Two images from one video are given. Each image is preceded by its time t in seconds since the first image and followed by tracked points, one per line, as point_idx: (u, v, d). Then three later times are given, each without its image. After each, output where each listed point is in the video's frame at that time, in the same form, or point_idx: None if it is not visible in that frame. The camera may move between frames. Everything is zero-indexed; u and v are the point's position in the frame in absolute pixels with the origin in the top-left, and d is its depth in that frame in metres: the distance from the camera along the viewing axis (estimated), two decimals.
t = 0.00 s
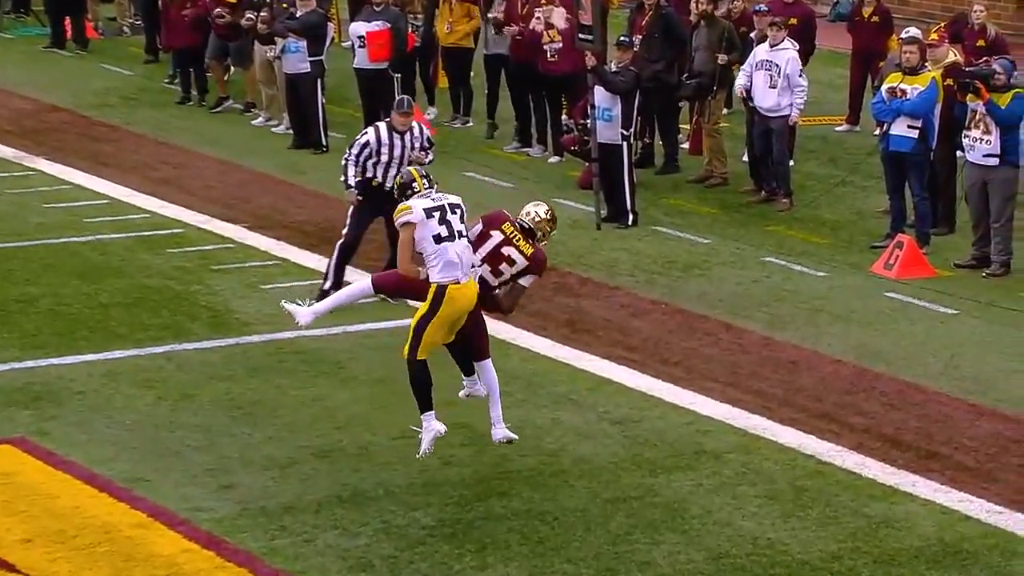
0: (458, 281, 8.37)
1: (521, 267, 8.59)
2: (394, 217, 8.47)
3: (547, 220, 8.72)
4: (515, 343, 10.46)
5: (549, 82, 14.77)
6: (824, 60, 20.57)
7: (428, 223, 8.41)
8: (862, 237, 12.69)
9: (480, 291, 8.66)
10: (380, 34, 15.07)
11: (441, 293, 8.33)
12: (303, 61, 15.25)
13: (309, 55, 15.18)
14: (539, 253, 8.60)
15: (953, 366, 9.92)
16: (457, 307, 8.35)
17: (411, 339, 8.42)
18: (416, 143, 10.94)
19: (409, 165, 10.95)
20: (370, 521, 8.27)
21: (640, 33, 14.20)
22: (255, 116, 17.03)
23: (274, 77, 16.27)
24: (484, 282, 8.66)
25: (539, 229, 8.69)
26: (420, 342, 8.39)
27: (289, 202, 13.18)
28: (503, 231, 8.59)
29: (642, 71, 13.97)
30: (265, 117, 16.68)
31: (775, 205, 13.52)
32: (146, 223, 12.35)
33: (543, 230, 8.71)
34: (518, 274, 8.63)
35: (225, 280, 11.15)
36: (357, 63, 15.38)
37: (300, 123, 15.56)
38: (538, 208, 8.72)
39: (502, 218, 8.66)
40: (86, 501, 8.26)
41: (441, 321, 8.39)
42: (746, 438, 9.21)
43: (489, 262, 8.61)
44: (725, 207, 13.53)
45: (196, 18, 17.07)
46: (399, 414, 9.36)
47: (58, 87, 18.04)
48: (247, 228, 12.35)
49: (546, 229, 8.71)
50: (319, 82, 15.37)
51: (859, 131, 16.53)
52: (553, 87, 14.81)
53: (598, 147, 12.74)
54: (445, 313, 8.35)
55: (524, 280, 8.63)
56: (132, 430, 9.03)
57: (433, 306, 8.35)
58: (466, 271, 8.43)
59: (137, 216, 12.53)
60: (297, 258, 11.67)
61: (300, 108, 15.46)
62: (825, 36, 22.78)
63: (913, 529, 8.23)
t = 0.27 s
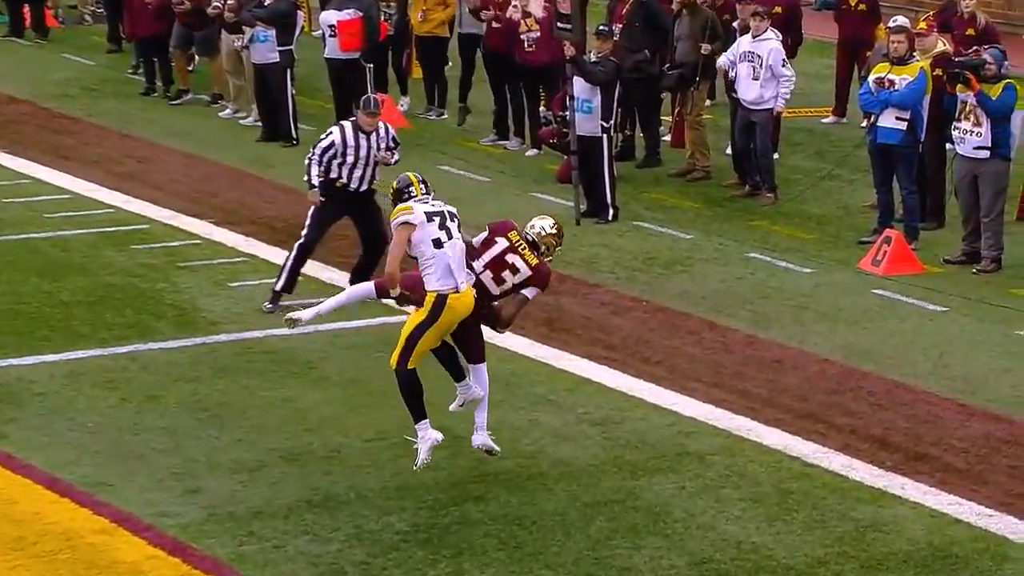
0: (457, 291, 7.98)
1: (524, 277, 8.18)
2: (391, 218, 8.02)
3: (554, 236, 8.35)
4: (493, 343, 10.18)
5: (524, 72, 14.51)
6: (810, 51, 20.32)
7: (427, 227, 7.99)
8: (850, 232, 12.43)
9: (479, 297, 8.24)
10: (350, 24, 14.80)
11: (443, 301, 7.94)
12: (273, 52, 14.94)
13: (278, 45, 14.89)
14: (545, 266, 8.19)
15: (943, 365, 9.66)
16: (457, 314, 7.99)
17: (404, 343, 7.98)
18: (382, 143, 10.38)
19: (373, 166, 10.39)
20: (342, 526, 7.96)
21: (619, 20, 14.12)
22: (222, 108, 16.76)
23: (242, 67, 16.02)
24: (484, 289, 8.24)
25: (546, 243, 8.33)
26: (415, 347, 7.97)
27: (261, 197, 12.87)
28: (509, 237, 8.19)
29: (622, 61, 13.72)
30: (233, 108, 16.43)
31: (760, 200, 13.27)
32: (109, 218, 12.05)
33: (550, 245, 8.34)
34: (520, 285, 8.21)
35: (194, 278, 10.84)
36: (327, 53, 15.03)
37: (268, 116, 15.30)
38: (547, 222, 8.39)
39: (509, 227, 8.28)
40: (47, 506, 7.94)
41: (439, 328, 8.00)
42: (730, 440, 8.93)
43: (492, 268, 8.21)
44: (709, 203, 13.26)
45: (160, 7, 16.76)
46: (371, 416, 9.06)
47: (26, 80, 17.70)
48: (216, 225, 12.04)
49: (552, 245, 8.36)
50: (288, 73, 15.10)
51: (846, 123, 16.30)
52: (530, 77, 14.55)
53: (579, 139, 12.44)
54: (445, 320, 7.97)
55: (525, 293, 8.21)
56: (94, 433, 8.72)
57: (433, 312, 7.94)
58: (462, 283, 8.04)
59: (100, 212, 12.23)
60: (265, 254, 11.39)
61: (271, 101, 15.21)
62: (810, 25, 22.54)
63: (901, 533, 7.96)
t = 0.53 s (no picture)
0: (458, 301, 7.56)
1: (525, 288, 7.60)
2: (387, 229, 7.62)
3: (565, 251, 7.72)
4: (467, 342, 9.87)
5: (500, 62, 14.20)
6: (795, 41, 20.05)
7: (423, 239, 7.60)
8: (837, 227, 12.15)
9: (478, 307, 7.72)
10: (320, 11, 14.55)
11: (438, 315, 7.50)
12: (240, 40, 14.75)
13: (246, 32, 14.69)
14: (547, 279, 7.62)
15: (933, 364, 9.38)
16: (451, 328, 7.55)
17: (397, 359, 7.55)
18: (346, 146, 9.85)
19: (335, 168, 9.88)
20: (312, 532, 7.64)
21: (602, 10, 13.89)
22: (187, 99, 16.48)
23: (208, 56, 15.78)
24: (484, 297, 7.70)
25: (554, 258, 7.68)
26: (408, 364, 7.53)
27: (230, 190, 12.56)
28: (514, 246, 7.65)
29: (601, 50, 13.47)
30: (198, 98, 16.17)
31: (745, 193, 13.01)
32: (70, 213, 11.73)
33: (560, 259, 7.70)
34: (521, 297, 7.63)
35: (159, 275, 10.52)
36: (296, 40, 14.77)
37: (235, 108, 15.02)
38: (557, 235, 7.73)
39: (516, 238, 7.74)
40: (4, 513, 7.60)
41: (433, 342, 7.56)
42: (714, 441, 8.64)
43: (492, 276, 7.67)
44: (691, 195, 13.02)
45: None
46: (342, 417, 8.74)
47: None
48: (181, 220, 11.73)
49: (560, 261, 7.70)
50: (256, 61, 14.81)
51: (833, 114, 16.03)
52: (505, 67, 14.24)
53: (557, 131, 12.15)
54: (439, 334, 7.53)
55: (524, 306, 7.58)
56: (53, 436, 8.40)
57: (427, 326, 7.50)
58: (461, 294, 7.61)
59: (59, 206, 11.90)
60: (230, 248, 11.10)
61: (239, 92, 14.92)
62: (796, 12, 22.29)
63: (890, 537, 7.67)
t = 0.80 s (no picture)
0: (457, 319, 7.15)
1: (528, 308, 7.18)
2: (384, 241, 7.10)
3: (572, 271, 7.29)
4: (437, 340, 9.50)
5: (472, 47, 13.90)
6: (780, 26, 19.72)
7: (420, 255, 7.09)
8: (822, 219, 11.81)
9: (476, 327, 7.25)
10: None
11: (435, 334, 7.07)
12: (200, 23, 14.42)
13: (205, 16, 14.36)
14: (552, 299, 7.21)
15: (922, 361, 9.04)
16: (447, 349, 7.12)
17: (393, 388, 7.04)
18: (300, 146, 9.44)
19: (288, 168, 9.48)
20: (277, 537, 7.25)
21: None
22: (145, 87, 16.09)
23: (165, 41, 15.40)
24: (484, 316, 7.22)
25: (560, 278, 7.25)
26: (406, 391, 7.03)
27: (195, 182, 12.16)
28: (519, 263, 7.23)
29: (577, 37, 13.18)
30: (155, 85, 15.80)
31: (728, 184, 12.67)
32: (24, 207, 11.34)
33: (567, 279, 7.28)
34: (524, 317, 7.20)
35: (118, 271, 10.13)
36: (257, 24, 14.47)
37: (195, 96, 14.64)
38: (564, 254, 7.31)
39: (523, 256, 7.29)
40: None
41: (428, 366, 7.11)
42: (695, 442, 8.29)
43: (495, 292, 7.21)
44: (671, 185, 12.69)
45: None
46: (307, 417, 8.37)
47: None
48: (138, 212, 11.37)
49: (567, 281, 7.28)
50: (216, 46, 14.45)
51: (818, 102, 15.70)
52: (477, 52, 13.95)
53: (531, 118, 11.76)
54: (435, 356, 7.08)
55: (527, 326, 7.20)
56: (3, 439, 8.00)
57: (422, 348, 7.06)
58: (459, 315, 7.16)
59: (13, 200, 11.51)
60: (192, 243, 10.74)
61: (200, 79, 14.55)
62: None
63: (877, 542, 7.32)
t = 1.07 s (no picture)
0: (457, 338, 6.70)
1: (532, 325, 6.65)
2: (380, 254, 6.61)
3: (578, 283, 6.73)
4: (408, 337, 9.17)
5: (448, 32, 13.61)
6: (766, 11, 19.44)
7: (419, 270, 6.60)
8: (811, 211, 11.54)
9: (481, 350, 6.75)
10: None
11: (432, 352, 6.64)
12: (164, 9, 14.12)
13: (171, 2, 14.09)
14: (558, 314, 6.66)
15: (912, 358, 8.76)
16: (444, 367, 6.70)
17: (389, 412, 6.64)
18: (261, 142, 9.09)
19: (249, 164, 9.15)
20: (246, 540, 6.94)
21: None
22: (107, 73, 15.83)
23: (128, 26, 15.21)
24: (488, 337, 6.72)
25: (565, 290, 6.70)
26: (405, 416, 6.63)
27: (164, 174, 11.84)
28: (521, 279, 6.69)
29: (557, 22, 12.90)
30: (118, 72, 15.59)
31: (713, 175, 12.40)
32: None
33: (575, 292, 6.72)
34: (528, 335, 6.67)
35: (83, 266, 9.82)
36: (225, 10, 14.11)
37: (161, 83, 14.39)
38: (569, 265, 6.75)
39: (526, 270, 6.77)
40: None
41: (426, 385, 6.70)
42: (679, 442, 8.00)
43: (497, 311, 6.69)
44: (654, 176, 12.41)
45: None
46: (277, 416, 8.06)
47: None
48: (99, 204, 11.08)
49: (572, 294, 6.72)
50: (181, 32, 14.20)
51: (806, 89, 15.43)
52: (452, 37, 13.65)
53: (508, 107, 11.46)
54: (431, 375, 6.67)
55: (532, 344, 6.68)
56: None
57: (418, 367, 6.64)
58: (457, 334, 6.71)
59: None
60: (157, 236, 10.43)
61: (164, 66, 14.30)
62: None
63: (867, 544, 7.02)
